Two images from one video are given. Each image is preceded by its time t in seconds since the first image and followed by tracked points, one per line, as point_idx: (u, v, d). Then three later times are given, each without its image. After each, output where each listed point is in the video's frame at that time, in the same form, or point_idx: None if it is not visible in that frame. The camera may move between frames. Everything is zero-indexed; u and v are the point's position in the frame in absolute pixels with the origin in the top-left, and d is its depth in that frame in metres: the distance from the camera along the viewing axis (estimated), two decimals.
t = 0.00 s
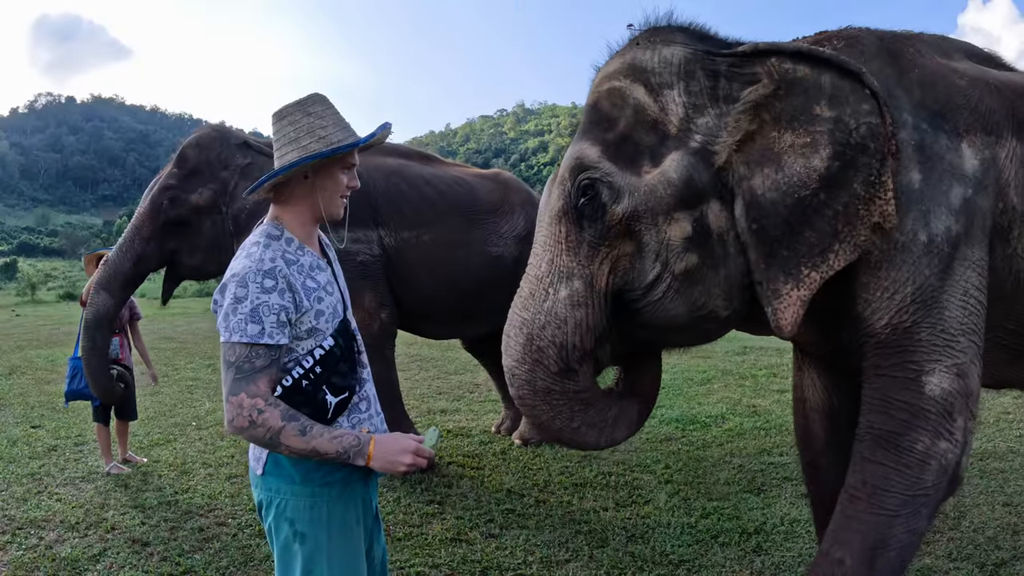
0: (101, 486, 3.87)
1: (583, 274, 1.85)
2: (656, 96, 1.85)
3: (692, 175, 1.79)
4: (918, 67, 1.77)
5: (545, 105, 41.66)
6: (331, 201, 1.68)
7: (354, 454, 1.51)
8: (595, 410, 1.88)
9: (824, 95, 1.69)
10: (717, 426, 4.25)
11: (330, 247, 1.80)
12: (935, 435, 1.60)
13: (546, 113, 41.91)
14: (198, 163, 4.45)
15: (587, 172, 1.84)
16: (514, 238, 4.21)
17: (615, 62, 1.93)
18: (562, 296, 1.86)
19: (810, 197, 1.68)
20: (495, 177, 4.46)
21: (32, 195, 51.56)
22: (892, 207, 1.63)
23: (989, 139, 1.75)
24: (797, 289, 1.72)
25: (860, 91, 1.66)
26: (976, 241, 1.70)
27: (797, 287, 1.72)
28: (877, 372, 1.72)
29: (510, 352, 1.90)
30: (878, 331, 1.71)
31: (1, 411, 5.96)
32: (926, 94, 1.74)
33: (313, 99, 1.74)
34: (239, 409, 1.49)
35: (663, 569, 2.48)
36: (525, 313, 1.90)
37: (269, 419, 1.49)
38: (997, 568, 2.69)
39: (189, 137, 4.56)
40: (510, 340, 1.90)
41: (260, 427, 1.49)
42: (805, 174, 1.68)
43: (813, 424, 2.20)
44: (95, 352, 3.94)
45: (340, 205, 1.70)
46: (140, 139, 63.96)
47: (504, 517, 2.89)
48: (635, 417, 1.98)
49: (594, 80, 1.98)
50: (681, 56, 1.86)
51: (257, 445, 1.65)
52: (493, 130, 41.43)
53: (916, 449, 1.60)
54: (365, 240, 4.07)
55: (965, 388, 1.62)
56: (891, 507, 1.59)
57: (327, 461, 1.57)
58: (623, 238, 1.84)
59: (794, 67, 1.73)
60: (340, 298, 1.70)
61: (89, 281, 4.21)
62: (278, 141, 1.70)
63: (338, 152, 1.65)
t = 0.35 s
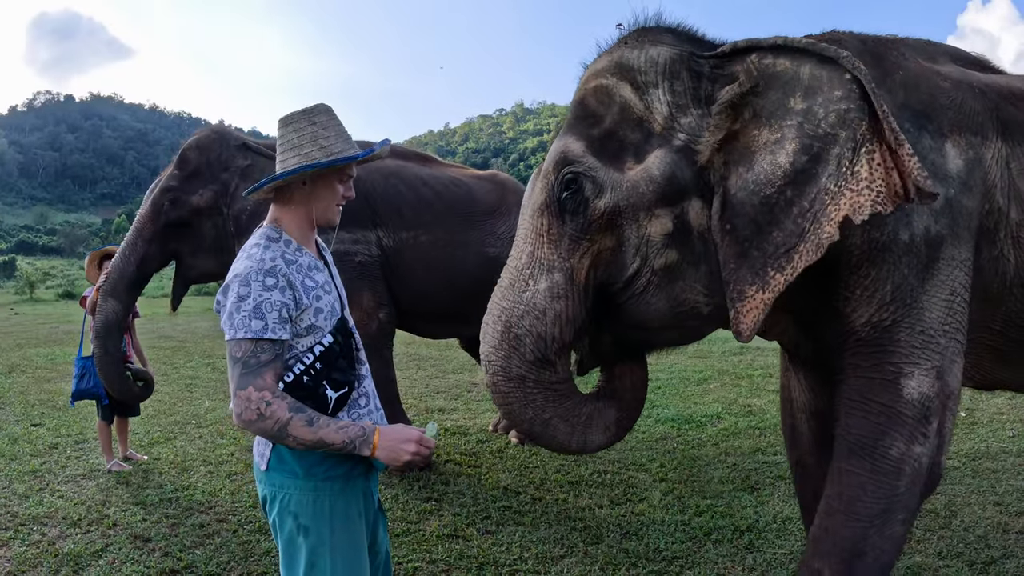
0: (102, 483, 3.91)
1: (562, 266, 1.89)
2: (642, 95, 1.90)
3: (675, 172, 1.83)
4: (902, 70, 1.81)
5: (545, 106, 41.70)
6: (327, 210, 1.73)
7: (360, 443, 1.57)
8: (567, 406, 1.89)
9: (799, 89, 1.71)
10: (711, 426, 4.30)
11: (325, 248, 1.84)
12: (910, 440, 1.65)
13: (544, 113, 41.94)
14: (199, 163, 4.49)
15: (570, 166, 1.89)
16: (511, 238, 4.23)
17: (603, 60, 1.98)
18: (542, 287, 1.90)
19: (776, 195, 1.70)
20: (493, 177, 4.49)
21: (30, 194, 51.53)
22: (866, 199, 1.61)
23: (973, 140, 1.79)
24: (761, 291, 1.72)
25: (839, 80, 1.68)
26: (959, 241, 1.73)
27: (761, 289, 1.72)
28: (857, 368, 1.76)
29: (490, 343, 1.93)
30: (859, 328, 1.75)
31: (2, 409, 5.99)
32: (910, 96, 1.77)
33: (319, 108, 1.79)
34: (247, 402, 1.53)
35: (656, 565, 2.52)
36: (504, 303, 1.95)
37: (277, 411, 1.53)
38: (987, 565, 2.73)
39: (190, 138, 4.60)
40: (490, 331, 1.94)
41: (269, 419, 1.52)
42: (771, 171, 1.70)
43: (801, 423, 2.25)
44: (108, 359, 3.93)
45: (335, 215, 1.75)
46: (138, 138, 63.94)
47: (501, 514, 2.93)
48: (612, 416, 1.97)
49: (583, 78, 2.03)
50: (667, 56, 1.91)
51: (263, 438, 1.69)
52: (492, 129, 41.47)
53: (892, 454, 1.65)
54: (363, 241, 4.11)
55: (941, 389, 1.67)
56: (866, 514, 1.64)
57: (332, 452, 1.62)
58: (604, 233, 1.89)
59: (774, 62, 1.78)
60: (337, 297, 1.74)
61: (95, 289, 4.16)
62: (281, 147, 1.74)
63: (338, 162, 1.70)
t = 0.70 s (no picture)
0: (110, 478, 3.95)
1: (574, 264, 1.89)
2: (652, 93, 1.92)
3: (687, 169, 1.85)
4: (895, 72, 1.87)
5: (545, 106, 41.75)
6: (338, 214, 1.77)
7: (383, 433, 1.63)
8: (582, 403, 1.89)
9: (806, 86, 1.78)
10: (713, 424, 4.34)
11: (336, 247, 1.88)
12: (900, 433, 1.69)
13: (545, 113, 41.98)
14: (208, 163, 4.53)
15: (582, 162, 1.90)
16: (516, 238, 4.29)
17: (613, 59, 2.00)
18: (553, 285, 1.89)
19: (787, 192, 1.75)
20: (498, 178, 4.55)
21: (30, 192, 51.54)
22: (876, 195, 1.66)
23: (964, 142, 1.84)
24: (775, 286, 1.77)
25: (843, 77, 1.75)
26: (950, 239, 1.78)
27: (775, 285, 1.77)
28: (850, 362, 1.80)
29: (496, 343, 1.89)
30: (853, 323, 1.79)
31: (7, 407, 6.04)
32: (904, 97, 1.83)
33: (336, 113, 1.83)
34: (269, 396, 1.57)
35: (660, 558, 2.57)
36: (513, 303, 1.91)
37: (300, 403, 1.58)
38: (984, 559, 2.78)
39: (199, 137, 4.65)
40: (496, 332, 1.90)
41: (292, 412, 1.57)
42: (781, 169, 1.76)
43: (801, 419, 2.29)
44: (129, 361, 4.05)
45: (345, 219, 1.79)
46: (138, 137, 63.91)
47: (506, 509, 2.98)
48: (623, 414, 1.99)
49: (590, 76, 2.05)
50: (677, 56, 1.95)
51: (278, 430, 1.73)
52: (492, 130, 41.50)
53: (884, 445, 1.69)
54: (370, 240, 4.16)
55: (931, 383, 1.72)
56: (857, 505, 1.68)
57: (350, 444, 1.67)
58: (615, 230, 1.90)
59: (778, 61, 1.85)
60: (350, 293, 1.79)
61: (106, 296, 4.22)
62: (297, 149, 1.79)
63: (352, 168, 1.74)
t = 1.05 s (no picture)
0: (121, 473, 4.02)
1: (584, 251, 1.93)
2: (669, 89, 1.98)
3: (703, 164, 1.92)
4: (890, 77, 1.95)
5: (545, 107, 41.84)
6: (355, 212, 1.84)
7: (384, 427, 1.66)
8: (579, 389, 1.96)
9: (822, 97, 1.85)
10: (714, 422, 4.42)
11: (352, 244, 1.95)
12: (888, 421, 1.76)
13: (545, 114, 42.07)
14: (221, 163, 4.61)
15: (599, 150, 1.94)
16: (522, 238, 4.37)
17: (632, 51, 2.04)
18: (562, 271, 1.93)
19: (799, 195, 1.82)
20: (504, 179, 4.68)
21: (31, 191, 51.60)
22: (888, 205, 1.74)
23: (954, 144, 1.92)
24: (783, 283, 1.84)
25: (858, 89, 1.82)
26: (941, 235, 1.86)
27: (782, 281, 1.84)
28: (842, 353, 1.86)
29: (497, 326, 1.92)
30: (845, 315, 1.86)
31: (15, 403, 6.10)
32: (898, 100, 1.90)
33: (355, 116, 1.91)
34: (281, 385, 1.64)
35: (663, 548, 2.64)
36: (519, 289, 1.94)
37: (309, 394, 1.64)
38: (978, 550, 2.85)
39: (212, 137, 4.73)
40: (498, 316, 1.93)
41: (302, 402, 1.63)
42: (795, 171, 1.82)
43: (797, 412, 2.36)
44: (152, 362, 4.13)
45: (362, 218, 1.86)
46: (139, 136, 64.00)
47: (513, 502, 3.06)
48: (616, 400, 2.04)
49: (606, 67, 2.08)
50: (696, 54, 1.99)
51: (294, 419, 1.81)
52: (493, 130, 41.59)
53: (873, 433, 1.75)
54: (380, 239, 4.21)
55: (919, 373, 1.79)
56: (848, 492, 1.75)
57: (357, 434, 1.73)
58: (625, 220, 1.95)
59: (795, 69, 1.91)
60: (365, 289, 1.85)
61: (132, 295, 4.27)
62: (317, 150, 1.86)
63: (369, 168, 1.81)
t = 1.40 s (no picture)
0: (127, 471, 4.06)
1: (583, 241, 1.93)
2: (676, 85, 1.98)
3: (708, 160, 1.93)
4: (885, 81, 1.99)
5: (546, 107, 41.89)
6: (359, 214, 1.87)
7: (382, 417, 1.72)
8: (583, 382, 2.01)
9: (827, 112, 1.88)
10: (715, 422, 4.45)
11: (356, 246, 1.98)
12: (881, 422, 1.79)
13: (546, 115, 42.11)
14: (228, 163, 4.65)
15: (603, 140, 1.94)
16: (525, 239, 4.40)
17: (640, 46, 2.04)
18: (559, 260, 1.93)
19: (808, 197, 1.85)
20: (507, 181, 4.72)
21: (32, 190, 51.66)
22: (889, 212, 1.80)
23: (950, 147, 1.96)
24: (790, 280, 1.85)
25: (859, 109, 1.87)
26: (937, 237, 1.89)
27: (789, 279, 1.85)
28: (837, 353, 1.89)
29: (489, 311, 1.93)
30: (841, 315, 1.89)
31: (20, 402, 6.14)
32: (893, 103, 1.95)
33: (357, 121, 1.93)
34: (277, 385, 1.67)
35: (665, 547, 2.67)
36: (517, 274, 1.94)
37: (304, 393, 1.67)
38: (976, 550, 2.88)
39: (218, 138, 4.77)
40: (494, 304, 1.92)
41: (297, 401, 1.67)
42: (805, 174, 1.85)
43: (797, 414, 2.39)
44: (170, 369, 4.18)
45: (366, 220, 1.89)
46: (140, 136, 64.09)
47: (516, 502, 3.09)
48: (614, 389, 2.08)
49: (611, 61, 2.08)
50: (705, 52, 2.00)
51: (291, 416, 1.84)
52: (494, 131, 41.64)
53: (865, 434, 1.78)
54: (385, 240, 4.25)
55: (912, 373, 1.82)
56: (841, 492, 1.77)
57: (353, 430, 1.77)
58: (627, 212, 1.95)
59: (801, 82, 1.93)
60: (365, 293, 1.87)
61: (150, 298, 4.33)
62: (320, 154, 1.88)
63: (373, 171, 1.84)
